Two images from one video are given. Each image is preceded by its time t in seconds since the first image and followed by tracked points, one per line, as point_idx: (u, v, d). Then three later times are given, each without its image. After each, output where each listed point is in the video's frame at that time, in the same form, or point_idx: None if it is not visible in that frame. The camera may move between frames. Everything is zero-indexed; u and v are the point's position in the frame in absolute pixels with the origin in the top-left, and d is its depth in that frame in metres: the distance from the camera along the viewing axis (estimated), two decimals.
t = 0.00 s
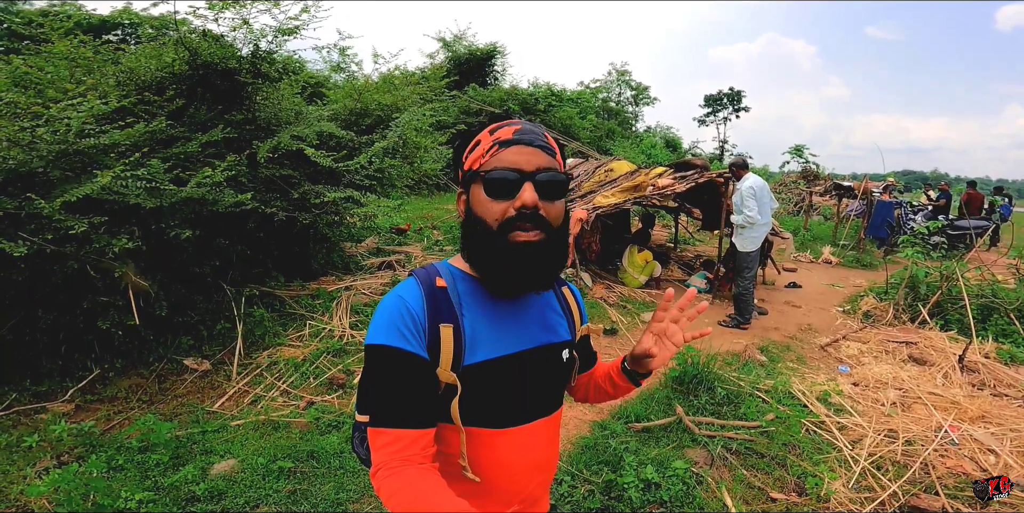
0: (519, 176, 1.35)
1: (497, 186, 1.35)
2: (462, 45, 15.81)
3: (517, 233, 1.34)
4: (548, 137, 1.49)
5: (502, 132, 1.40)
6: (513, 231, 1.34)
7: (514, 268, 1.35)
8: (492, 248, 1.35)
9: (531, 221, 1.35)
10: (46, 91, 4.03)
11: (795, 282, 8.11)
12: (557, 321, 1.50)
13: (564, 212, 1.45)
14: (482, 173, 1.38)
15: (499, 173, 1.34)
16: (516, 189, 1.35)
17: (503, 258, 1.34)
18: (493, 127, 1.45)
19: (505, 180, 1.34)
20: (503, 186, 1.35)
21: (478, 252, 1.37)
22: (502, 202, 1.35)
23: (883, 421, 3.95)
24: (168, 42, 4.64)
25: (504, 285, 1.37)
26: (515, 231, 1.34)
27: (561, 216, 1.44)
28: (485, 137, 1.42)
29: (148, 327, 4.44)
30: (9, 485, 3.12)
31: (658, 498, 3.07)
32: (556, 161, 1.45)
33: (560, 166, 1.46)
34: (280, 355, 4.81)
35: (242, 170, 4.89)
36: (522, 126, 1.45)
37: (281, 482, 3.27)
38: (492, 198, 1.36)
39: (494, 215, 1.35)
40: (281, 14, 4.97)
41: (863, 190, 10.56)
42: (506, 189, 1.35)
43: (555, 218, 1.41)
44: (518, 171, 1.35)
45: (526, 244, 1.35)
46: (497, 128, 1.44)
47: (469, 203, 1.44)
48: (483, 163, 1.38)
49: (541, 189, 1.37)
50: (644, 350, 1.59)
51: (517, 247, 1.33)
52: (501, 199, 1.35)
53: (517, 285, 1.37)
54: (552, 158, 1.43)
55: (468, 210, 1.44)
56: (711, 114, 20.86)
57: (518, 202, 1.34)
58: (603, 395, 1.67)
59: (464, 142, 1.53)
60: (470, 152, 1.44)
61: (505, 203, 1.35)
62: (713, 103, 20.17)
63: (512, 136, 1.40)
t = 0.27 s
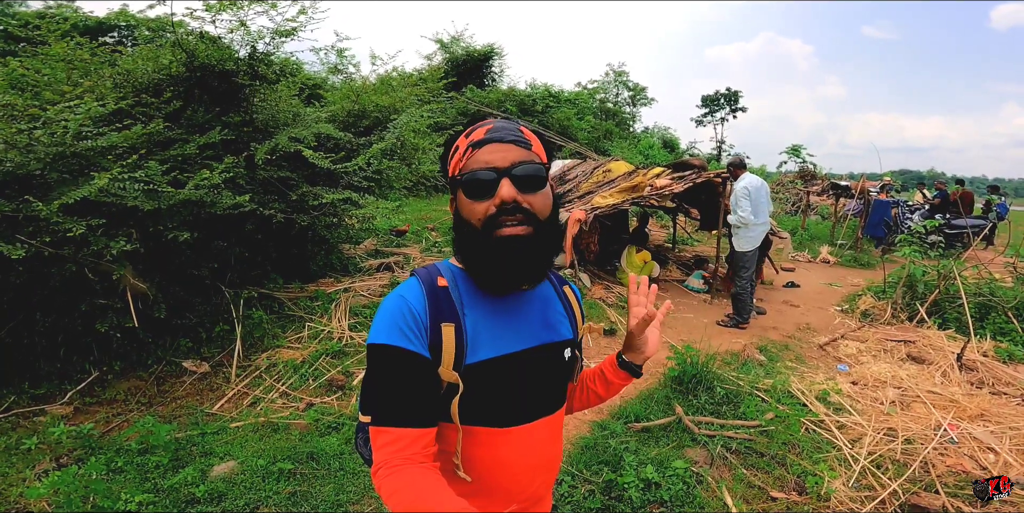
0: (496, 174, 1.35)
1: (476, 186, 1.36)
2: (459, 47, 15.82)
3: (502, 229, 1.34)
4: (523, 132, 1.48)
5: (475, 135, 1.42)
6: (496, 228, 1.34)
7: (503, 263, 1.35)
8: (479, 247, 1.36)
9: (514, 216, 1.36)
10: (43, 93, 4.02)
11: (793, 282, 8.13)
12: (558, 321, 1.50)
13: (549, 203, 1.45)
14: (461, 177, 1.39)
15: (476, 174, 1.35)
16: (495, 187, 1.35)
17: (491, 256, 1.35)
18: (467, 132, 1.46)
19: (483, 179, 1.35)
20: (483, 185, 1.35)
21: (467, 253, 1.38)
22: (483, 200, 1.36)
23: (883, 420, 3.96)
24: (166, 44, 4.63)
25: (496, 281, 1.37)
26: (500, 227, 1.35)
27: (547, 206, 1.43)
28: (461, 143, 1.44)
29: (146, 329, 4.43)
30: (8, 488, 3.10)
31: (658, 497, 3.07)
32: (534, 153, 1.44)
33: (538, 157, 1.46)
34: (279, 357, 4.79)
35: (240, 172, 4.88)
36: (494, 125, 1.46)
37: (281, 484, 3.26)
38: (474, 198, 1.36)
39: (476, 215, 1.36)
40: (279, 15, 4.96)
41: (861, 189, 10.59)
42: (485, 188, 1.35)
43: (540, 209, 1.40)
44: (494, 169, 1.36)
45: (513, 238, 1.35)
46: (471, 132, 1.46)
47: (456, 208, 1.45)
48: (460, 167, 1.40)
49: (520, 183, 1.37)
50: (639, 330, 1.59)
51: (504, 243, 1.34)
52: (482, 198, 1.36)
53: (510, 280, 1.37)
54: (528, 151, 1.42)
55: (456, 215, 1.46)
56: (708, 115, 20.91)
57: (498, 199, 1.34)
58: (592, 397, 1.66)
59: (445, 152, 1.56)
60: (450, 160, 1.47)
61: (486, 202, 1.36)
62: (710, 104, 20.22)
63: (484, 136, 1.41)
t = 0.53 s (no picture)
0: (494, 173, 1.35)
1: (475, 186, 1.36)
2: (463, 46, 15.82)
3: (502, 228, 1.34)
4: (520, 129, 1.48)
5: (473, 134, 1.41)
6: (496, 228, 1.34)
7: (504, 263, 1.35)
8: (480, 247, 1.36)
9: (514, 215, 1.36)
10: (50, 90, 4.03)
11: (797, 283, 8.10)
12: (560, 319, 1.49)
13: (548, 201, 1.45)
14: (460, 177, 1.39)
15: (475, 174, 1.35)
16: (494, 186, 1.35)
17: (492, 256, 1.35)
18: (464, 130, 1.46)
19: (482, 179, 1.35)
20: (482, 185, 1.35)
21: (468, 253, 1.38)
22: (483, 200, 1.35)
23: (886, 422, 3.94)
24: (171, 41, 4.65)
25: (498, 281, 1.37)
26: (499, 227, 1.35)
27: (547, 204, 1.43)
28: (459, 142, 1.44)
29: (150, 326, 4.45)
30: (11, 485, 3.12)
31: (660, 498, 3.06)
32: (532, 151, 1.44)
33: (537, 155, 1.45)
34: (282, 354, 4.81)
35: (245, 169, 4.90)
36: (492, 122, 1.45)
37: (282, 482, 3.27)
38: (473, 198, 1.36)
39: (476, 215, 1.36)
40: (284, 14, 4.98)
41: (866, 190, 10.54)
42: (484, 188, 1.35)
43: (540, 207, 1.40)
44: (493, 168, 1.35)
45: (513, 237, 1.35)
46: (469, 130, 1.45)
47: (455, 208, 1.45)
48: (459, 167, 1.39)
49: (519, 182, 1.37)
50: (644, 336, 1.59)
51: (504, 243, 1.34)
52: (481, 198, 1.36)
53: (511, 278, 1.37)
54: (527, 149, 1.42)
55: (456, 215, 1.46)
56: (712, 115, 20.85)
57: (497, 199, 1.34)
58: (597, 394, 1.66)
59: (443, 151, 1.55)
60: (448, 159, 1.46)
61: (485, 202, 1.36)
62: (715, 105, 20.16)
63: (482, 135, 1.40)
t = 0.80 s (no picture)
0: (504, 175, 1.36)
1: (485, 187, 1.36)
2: (471, 47, 15.84)
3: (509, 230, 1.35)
4: (530, 133, 1.49)
5: (484, 135, 1.43)
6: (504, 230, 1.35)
7: (510, 265, 1.35)
8: (486, 247, 1.36)
9: (521, 218, 1.36)
10: (61, 89, 4.08)
11: (803, 287, 8.04)
12: (561, 321, 1.49)
13: (555, 205, 1.45)
14: (469, 177, 1.40)
15: (484, 175, 1.36)
16: (503, 188, 1.36)
17: (496, 258, 1.35)
18: (475, 132, 1.47)
19: (491, 181, 1.35)
20: (491, 186, 1.36)
21: (474, 253, 1.38)
22: (491, 202, 1.36)
23: (892, 427, 3.90)
24: (182, 41, 4.69)
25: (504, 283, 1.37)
26: (507, 229, 1.35)
27: (553, 209, 1.44)
28: (469, 143, 1.45)
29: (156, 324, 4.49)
30: (15, 481, 3.15)
31: (662, 502, 3.05)
32: (541, 155, 1.45)
33: (545, 159, 1.46)
34: (287, 353, 4.83)
35: (253, 169, 4.94)
36: (502, 125, 1.47)
37: (285, 481, 3.29)
38: (481, 199, 1.37)
39: (484, 216, 1.36)
40: (293, 14, 5.01)
41: (875, 194, 10.46)
42: (493, 190, 1.36)
43: (547, 211, 1.41)
44: (502, 171, 1.36)
45: (519, 239, 1.35)
46: (479, 132, 1.46)
47: (463, 208, 1.46)
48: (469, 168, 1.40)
49: (528, 185, 1.37)
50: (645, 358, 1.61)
51: (511, 244, 1.34)
52: (490, 199, 1.36)
53: (516, 281, 1.37)
54: (536, 153, 1.43)
55: (463, 215, 1.46)
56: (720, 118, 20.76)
57: (506, 200, 1.35)
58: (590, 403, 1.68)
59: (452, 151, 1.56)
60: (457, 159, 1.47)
61: (493, 203, 1.36)
62: (723, 107, 20.09)
63: (493, 138, 1.42)
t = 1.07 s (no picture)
0: (558, 185, 1.33)
1: (534, 190, 1.32)
2: (486, 50, 15.89)
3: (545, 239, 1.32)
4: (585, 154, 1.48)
5: (547, 139, 1.38)
6: (539, 237, 1.32)
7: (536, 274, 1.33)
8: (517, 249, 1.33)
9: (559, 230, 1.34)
10: (85, 88, 4.16)
11: (819, 296, 7.90)
12: (562, 326, 1.48)
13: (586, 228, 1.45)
14: (520, 173, 1.35)
15: (540, 178, 1.32)
16: (552, 196, 1.33)
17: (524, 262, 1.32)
18: (536, 130, 1.42)
19: (544, 186, 1.32)
20: (541, 191, 1.32)
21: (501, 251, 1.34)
22: (536, 206, 1.33)
23: (905, 438, 3.80)
24: (202, 41, 4.77)
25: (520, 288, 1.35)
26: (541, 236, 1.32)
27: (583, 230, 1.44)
28: (528, 138, 1.39)
29: (170, 320, 4.55)
30: (25, 475, 3.19)
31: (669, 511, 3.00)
32: (590, 179, 1.44)
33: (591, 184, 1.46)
34: (297, 352, 4.87)
35: (269, 168, 5.00)
36: (565, 137, 1.43)
37: (290, 480, 3.30)
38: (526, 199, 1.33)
39: (523, 217, 1.33)
40: (310, 15, 5.06)
41: (894, 202, 10.27)
42: (542, 195, 1.32)
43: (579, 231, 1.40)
44: (557, 180, 1.33)
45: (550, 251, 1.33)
46: (541, 133, 1.41)
47: (497, 200, 1.40)
48: (523, 164, 1.35)
49: (576, 203, 1.36)
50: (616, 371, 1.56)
51: (541, 253, 1.32)
52: (535, 202, 1.33)
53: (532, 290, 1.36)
54: (587, 176, 1.43)
55: (495, 207, 1.41)
56: (737, 123, 20.55)
57: (552, 210, 1.32)
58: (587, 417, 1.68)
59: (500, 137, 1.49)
60: (509, 149, 1.41)
61: (540, 206, 1.33)
62: (739, 112, 19.88)
63: (557, 145, 1.38)
